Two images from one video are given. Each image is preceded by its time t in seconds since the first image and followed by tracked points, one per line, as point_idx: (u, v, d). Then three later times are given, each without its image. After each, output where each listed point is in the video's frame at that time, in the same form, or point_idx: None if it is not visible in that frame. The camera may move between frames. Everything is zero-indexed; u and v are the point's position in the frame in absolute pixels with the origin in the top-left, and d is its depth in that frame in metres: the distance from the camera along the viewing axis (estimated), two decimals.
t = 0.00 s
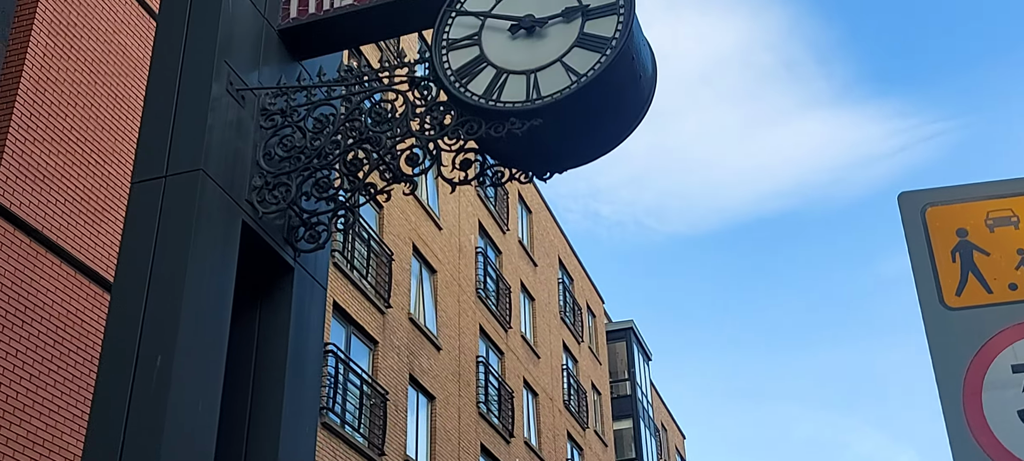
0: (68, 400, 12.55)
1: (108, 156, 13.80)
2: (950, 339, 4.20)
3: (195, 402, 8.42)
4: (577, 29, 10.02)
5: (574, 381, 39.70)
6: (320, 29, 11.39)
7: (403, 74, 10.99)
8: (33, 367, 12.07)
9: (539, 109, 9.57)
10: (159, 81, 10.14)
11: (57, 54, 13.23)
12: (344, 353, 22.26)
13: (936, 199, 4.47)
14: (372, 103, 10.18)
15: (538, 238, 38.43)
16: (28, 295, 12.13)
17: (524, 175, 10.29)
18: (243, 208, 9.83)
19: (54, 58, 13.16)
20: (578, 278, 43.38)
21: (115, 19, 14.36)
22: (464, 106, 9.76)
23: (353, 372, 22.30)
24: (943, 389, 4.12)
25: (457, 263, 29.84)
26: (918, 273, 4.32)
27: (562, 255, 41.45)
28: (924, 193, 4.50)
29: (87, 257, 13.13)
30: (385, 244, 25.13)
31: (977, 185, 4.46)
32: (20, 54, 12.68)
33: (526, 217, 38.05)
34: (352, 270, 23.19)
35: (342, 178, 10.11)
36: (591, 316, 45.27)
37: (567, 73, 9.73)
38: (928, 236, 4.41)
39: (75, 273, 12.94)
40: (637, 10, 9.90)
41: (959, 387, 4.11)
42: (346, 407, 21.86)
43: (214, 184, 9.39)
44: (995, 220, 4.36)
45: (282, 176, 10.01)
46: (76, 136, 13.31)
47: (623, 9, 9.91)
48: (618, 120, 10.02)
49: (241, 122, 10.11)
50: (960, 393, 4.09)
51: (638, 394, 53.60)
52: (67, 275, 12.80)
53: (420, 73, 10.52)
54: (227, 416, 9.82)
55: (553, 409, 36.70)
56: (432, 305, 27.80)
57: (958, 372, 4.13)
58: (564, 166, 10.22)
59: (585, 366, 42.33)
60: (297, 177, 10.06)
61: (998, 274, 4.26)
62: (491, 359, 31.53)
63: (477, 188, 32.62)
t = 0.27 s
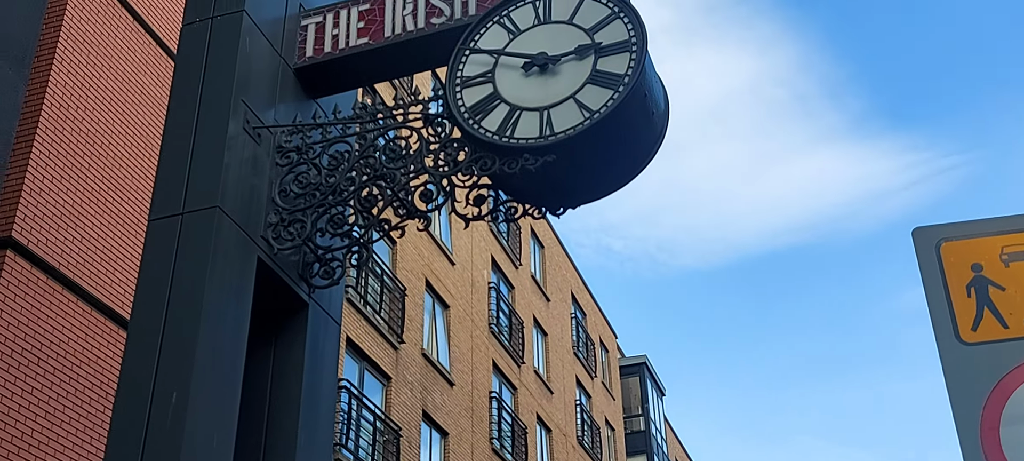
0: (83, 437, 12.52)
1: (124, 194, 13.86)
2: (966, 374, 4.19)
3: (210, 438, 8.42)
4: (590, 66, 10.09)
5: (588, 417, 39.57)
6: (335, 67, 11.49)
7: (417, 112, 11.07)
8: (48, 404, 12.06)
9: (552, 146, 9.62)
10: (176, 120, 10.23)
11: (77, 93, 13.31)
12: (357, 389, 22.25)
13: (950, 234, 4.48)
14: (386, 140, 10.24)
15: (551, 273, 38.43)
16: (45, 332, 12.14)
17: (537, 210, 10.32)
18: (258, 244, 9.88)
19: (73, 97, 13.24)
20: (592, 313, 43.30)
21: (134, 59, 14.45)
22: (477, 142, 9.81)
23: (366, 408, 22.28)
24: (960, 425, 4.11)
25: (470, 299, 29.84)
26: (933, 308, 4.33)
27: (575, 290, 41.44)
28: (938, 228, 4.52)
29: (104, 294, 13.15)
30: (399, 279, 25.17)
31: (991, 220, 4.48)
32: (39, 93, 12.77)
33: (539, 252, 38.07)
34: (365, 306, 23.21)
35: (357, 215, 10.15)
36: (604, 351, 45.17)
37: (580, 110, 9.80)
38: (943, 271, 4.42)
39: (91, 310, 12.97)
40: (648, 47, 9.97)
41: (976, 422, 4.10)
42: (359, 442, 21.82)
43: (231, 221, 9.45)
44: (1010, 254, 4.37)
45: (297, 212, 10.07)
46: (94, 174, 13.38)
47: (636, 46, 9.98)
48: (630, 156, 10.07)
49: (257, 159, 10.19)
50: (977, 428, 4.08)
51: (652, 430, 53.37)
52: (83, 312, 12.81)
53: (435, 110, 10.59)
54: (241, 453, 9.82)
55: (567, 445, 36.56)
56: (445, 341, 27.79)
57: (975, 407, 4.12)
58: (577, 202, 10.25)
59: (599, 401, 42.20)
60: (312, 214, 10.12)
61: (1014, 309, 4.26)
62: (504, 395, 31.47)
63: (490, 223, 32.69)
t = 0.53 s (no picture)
0: None
1: (156, 228, 13.83)
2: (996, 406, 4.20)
3: None
4: (614, 98, 10.18)
5: (613, 448, 39.41)
6: (362, 101, 11.61)
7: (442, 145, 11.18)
8: (79, 434, 12.05)
9: (576, 177, 9.70)
10: (205, 155, 10.35)
11: (110, 126, 13.31)
12: (382, 421, 22.28)
13: (979, 266, 4.51)
14: (412, 173, 10.32)
15: (576, 305, 38.42)
16: (73, 365, 12.16)
17: (562, 242, 10.36)
18: (285, 276, 9.97)
19: (106, 130, 13.24)
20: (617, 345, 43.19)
21: (166, 92, 14.48)
22: (502, 174, 9.90)
23: (391, 440, 22.29)
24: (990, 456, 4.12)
25: (495, 330, 29.87)
26: (962, 339, 4.35)
27: (600, 321, 41.39)
28: (967, 259, 4.54)
29: (133, 326, 13.14)
30: (424, 310, 25.23)
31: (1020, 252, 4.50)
32: (73, 126, 12.76)
33: (564, 283, 38.08)
34: (390, 337, 23.28)
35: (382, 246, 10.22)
36: (630, 382, 45.03)
37: (604, 141, 9.88)
38: (972, 302, 4.45)
39: (121, 342, 13.00)
40: (672, 79, 10.04)
41: (1005, 453, 4.10)
42: None
43: (258, 254, 9.56)
44: None
45: (324, 244, 10.16)
46: (125, 207, 13.37)
47: (659, 78, 10.06)
48: (654, 187, 10.13)
49: (284, 193, 10.29)
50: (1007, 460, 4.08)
51: None
52: (112, 344, 12.82)
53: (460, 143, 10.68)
54: None
55: None
56: (469, 372, 27.80)
57: (1005, 439, 4.13)
58: (603, 233, 10.29)
59: (624, 433, 42.03)
60: (339, 245, 10.21)
61: None
62: (529, 426, 31.41)
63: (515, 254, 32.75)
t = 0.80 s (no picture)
0: None
1: (180, 256, 13.88)
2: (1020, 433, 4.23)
3: None
4: (633, 125, 10.23)
5: None
6: (383, 129, 11.70)
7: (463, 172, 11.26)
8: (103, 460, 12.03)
9: (595, 204, 9.75)
10: (228, 183, 10.46)
11: (134, 155, 13.43)
12: (403, 447, 22.28)
13: (1001, 293, 4.55)
14: (432, 200, 10.40)
15: (597, 331, 38.38)
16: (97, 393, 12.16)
17: (582, 268, 10.43)
18: (307, 304, 10.07)
19: (131, 159, 13.35)
20: (639, 371, 43.07)
21: (190, 122, 14.61)
22: (522, 201, 9.95)
23: None
24: None
25: (516, 357, 29.86)
26: (986, 366, 4.39)
27: (621, 347, 41.33)
28: (989, 287, 4.59)
29: (157, 354, 13.15)
30: (445, 337, 25.27)
31: None
32: (99, 156, 12.87)
33: (585, 310, 38.06)
34: (411, 364, 23.32)
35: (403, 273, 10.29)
36: (652, 409, 44.88)
37: (623, 168, 9.93)
38: (995, 330, 4.49)
39: (144, 369, 13.01)
40: (691, 106, 10.10)
41: None
42: None
43: (280, 281, 9.65)
44: None
45: (345, 272, 10.25)
46: (149, 235, 13.43)
47: (678, 105, 10.12)
48: (674, 213, 10.18)
49: (306, 221, 10.39)
50: None
51: None
52: (136, 372, 12.83)
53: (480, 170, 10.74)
54: None
55: None
56: (490, 399, 27.79)
57: None
58: (623, 259, 10.37)
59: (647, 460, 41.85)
60: (360, 273, 10.30)
61: None
62: (550, 453, 31.33)
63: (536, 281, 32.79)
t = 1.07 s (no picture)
0: None
1: (192, 271, 13.93)
2: None
3: None
4: (642, 140, 10.28)
5: None
6: (393, 145, 11.76)
7: (472, 188, 11.32)
8: None
9: (605, 219, 9.79)
10: (239, 199, 10.52)
11: (146, 171, 13.49)
12: None
13: (1013, 309, 4.32)
14: (442, 215, 10.44)
15: (607, 346, 38.35)
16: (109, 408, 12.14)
17: (592, 284, 10.46)
18: (317, 319, 10.11)
19: (143, 175, 13.41)
20: (649, 386, 43.01)
21: (202, 138, 14.68)
22: (531, 216, 9.98)
23: None
24: None
25: (527, 372, 29.85)
26: (997, 385, 4.18)
27: (632, 362, 41.26)
28: (999, 301, 4.36)
29: (168, 370, 13.15)
30: (455, 352, 25.30)
31: None
32: (111, 172, 12.91)
33: (595, 325, 38.04)
34: (421, 379, 23.35)
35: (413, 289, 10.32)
36: (663, 425, 44.76)
37: (633, 183, 9.96)
38: (1006, 347, 4.27)
39: (156, 386, 13.00)
40: (700, 121, 10.14)
41: None
42: None
43: (291, 297, 9.70)
44: None
45: (355, 287, 10.29)
46: (161, 251, 13.47)
47: (687, 120, 10.16)
48: (684, 228, 10.20)
49: (317, 237, 10.45)
50: None
51: None
52: (148, 387, 12.82)
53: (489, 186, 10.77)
54: None
55: None
56: (501, 414, 27.79)
57: None
58: (632, 274, 10.36)
59: None
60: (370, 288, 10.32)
61: None
62: None
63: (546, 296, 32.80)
